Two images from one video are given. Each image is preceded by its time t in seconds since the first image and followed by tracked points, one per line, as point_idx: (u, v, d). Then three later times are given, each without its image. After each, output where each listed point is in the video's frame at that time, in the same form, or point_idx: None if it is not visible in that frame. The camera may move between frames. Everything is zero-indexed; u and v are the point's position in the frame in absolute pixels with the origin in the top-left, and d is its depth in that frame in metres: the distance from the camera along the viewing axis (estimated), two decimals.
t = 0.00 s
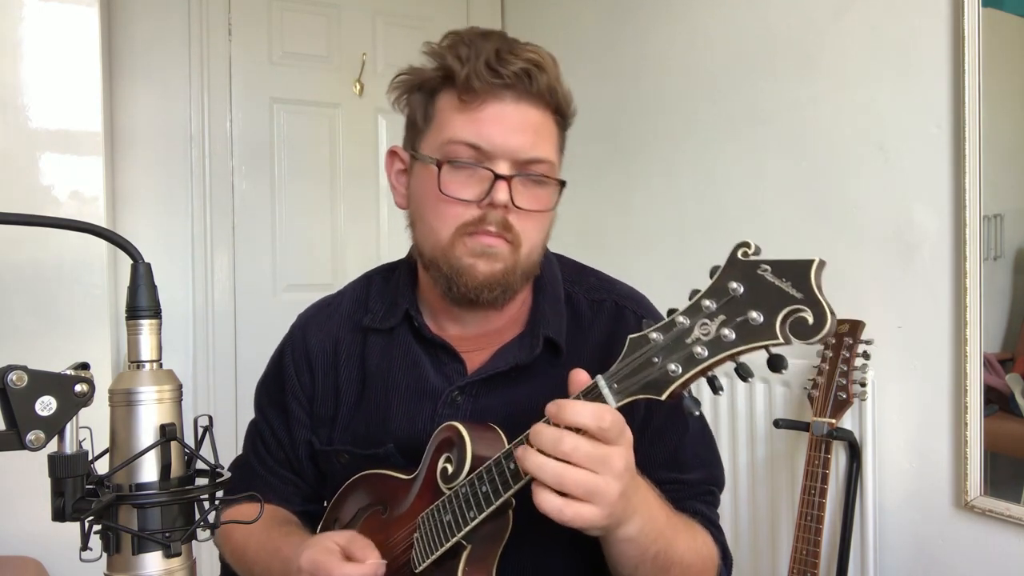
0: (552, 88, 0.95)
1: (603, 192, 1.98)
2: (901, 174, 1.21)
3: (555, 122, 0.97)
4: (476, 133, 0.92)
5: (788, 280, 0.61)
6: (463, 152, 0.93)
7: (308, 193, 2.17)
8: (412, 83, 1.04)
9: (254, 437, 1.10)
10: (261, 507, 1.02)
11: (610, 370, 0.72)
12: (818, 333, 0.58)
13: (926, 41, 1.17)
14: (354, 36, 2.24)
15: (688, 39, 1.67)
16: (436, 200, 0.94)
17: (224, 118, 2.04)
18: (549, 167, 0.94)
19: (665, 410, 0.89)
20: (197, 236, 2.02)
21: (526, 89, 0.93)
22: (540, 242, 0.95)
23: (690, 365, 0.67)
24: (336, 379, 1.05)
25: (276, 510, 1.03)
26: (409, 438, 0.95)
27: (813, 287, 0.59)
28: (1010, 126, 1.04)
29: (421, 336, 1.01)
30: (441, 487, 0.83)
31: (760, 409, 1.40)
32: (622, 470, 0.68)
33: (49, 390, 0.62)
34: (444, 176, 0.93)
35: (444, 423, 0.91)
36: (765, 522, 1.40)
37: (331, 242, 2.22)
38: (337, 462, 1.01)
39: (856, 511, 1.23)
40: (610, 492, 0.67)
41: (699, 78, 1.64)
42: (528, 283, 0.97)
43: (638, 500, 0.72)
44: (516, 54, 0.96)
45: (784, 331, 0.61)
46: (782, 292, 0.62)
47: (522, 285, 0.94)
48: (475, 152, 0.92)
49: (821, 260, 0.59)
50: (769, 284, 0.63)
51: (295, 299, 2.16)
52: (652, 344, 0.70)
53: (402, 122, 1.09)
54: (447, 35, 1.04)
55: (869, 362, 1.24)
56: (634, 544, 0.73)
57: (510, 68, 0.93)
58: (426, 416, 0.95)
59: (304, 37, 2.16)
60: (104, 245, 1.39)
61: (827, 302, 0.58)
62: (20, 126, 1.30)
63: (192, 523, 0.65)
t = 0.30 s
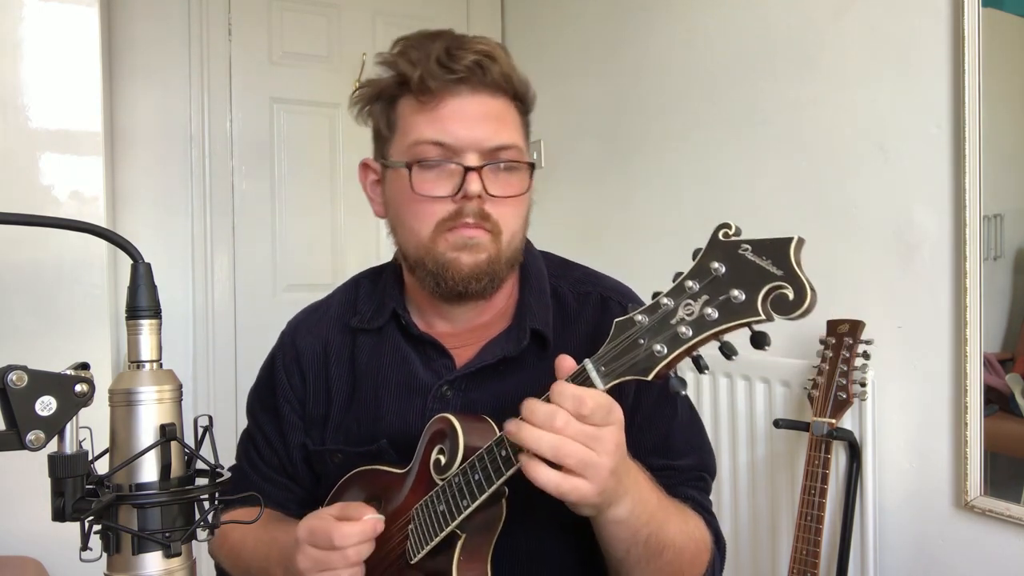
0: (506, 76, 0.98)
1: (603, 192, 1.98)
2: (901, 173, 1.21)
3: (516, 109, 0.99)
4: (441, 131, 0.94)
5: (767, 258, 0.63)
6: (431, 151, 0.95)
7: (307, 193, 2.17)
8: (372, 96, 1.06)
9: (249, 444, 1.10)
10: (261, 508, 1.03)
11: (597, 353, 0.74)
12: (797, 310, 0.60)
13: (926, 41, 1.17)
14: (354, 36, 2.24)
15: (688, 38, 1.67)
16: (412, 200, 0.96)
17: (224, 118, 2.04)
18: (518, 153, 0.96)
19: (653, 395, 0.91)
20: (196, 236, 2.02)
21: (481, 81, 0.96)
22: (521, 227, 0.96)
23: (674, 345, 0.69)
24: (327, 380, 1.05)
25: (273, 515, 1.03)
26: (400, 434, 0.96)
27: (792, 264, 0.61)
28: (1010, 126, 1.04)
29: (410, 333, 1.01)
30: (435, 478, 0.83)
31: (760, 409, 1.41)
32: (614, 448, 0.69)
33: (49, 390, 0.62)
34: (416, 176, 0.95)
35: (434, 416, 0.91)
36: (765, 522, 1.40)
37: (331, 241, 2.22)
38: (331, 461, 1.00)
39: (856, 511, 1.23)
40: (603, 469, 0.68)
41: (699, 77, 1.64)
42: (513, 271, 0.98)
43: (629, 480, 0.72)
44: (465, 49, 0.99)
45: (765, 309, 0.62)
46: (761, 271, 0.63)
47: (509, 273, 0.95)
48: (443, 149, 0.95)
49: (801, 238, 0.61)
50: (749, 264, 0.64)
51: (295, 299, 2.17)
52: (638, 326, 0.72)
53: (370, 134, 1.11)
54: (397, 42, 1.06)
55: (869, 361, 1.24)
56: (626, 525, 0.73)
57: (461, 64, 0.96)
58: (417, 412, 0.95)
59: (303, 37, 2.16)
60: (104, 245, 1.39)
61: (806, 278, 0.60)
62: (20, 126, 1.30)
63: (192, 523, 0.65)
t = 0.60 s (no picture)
0: (480, 77, 0.97)
1: (603, 191, 1.98)
2: (900, 172, 1.21)
3: (494, 108, 0.99)
4: (423, 145, 0.94)
5: (761, 250, 0.64)
6: (417, 166, 0.95)
7: (308, 193, 2.17)
8: (352, 113, 1.07)
9: (249, 445, 1.10)
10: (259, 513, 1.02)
11: (598, 346, 0.75)
12: (789, 299, 0.59)
13: (926, 40, 1.17)
14: (354, 37, 2.24)
15: (688, 38, 1.67)
16: (406, 217, 0.97)
17: (224, 118, 2.04)
18: (503, 153, 0.96)
19: (651, 389, 0.91)
20: (196, 236, 2.02)
21: (456, 88, 0.96)
22: (512, 226, 0.96)
23: (671, 335, 0.68)
24: (327, 379, 1.05)
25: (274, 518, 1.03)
26: (401, 432, 0.96)
27: (785, 254, 0.62)
28: (1010, 126, 1.04)
29: (410, 332, 1.02)
30: (435, 474, 0.83)
31: (760, 409, 1.41)
32: (610, 440, 0.68)
33: (49, 390, 0.62)
34: (406, 193, 0.96)
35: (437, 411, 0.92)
36: (765, 522, 1.40)
37: (331, 240, 2.22)
38: (332, 461, 1.01)
39: (855, 511, 1.23)
40: (598, 460, 0.68)
41: (699, 77, 1.64)
42: (510, 268, 0.98)
43: (631, 473, 0.72)
44: (437, 57, 0.98)
45: (759, 298, 0.62)
46: (754, 262, 0.64)
47: (507, 270, 0.96)
48: (427, 162, 0.95)
49: (793, 230, 0.62)
50: (743, 255, 0.65)
51: (295, 298, 2.17)
52: (636, 318, 0.72)
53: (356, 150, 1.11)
54: (369, 58, 1.06)
55: (869, 361, 1.25)
56: (628, 517, 0.73)
57: (433, 74, 0.96)
58: (418, 409, 0.95)
59: (303, 36, 2.16)
60: (103, 245, 1.39)
61: (798, 267, 0.60)
62: (20, 126, 1.30)
63: (192, 523, 0.65)
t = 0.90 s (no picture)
0: (490, 72, 0.99)
1: (603, 190, 1.98)
2: (900, 172, 1.21)
3: (501, 105, 1.00)
4: (430, 130, 0.96)
5: (760, 248, 0.63)
6: (422, 150, 0.96)
7: (308, 193, 2.17)
8: (363, 103, 1.08)
9: (253, 445, 1.10)
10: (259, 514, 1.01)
11: (598, 344, 0.74)
12: (788, 295, 0.60)
13: (926, 40, 1.17)
14: (354, 37, 2.24)
15: (688, 38, 1.67)
16: (407, 198, 0.97)
17: (224, 118, 2.04)
18: (507, 146, 0.98)
19: (653, 384, 0.91)
20: (196, 236, 2.02)
21: (466, 79, 0.98)
22: (515, 217, 0.97)
23: (671, 333, 0.68)
24: (331, 378, 1.05)
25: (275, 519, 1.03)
26: (404, 430, 0.96)
27: (784, 251, 0.61)
28: (1010, 126, 1.04)
29: (412, 329, 1.02)
30: (438, 472, 0.83)
31: (760, 409, 1.41)
32: (612, 437, 0.69)
33: (49, 390, 0.62)
34: (409, 175, 0.96)
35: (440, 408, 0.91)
36: (766, 521, 1.40)
37: (331, 240, 2.22)
38: (335, 460, 1.01)
39: (855, 511, 1.23)
40: (601, 457, 0.68)
41: (699, 76, 1.64)
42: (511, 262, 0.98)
43: (632, 468, 0.72)
44: (448, 49, 1.00)
45: (757, 295, 0.62)
46: (753, 259, 0.64)
47: (507, 263, 0.95)
48: (434, 147, 0.96)
49: (791, 228, 0.62)
50: (742, 253, 0.65)
51: (295, 298, 2.17)
52: (636, 317, 0.72)
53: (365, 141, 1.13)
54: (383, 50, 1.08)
55: (868, 361, 1.25)
56: (631, 512, 0.73)
57: (445, 64, 0.98)
58: (422, 407, 0.95)
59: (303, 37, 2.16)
60: (103, 245, 1.39)
61: (797, 264, 0.60)
62: (21, 126, 1.30)
63: (192, 523, 0.65)
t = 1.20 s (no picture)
0: (497, 69, 0.99)
1: (603, 190, 1.98)
2: (900, 172, 1.21)
3: (506, 103, 1.00)
4: (434, 122, 0.96)
5: (754, 243, 0.63)
6: (424, 140, 0.96)
7: (308, 193, 2.17)
8: (370, 96, 1.09)
9: (253, 443, 1.10)
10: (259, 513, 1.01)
11: (592, 340, 0.75)
12: (781, 291, 0.59)
13: (926, 40, 1.17)
14: (354, 37, 2.24)
15: (688, 38, 1.67)
16: (407, 186, 0.97)
17: (224, 118, 2.05)
18: (510, 142, 0.98)
19: (654, 385, 0.91)
20: (196, 237, 2.02)
21: (472, 74, 0.98)
22: (515, 213, 0.96)
23: (665, 328, 0.68)
24: (331, 377, 1.05)
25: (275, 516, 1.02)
26: (404, 430, 0.96)
27: (777, 246, 0.61)
28: (1010, 126, 1.04)
29: (412, 327, 1.02)
30: (434, 470, 0.83)
31: (760, 409, 1.41)
32: (610, 431, 0.69)
33: (48, 390, 0.62)
34: (411, 164, 0.97)
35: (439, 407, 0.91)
36: (765, 521, 1.40)
37: (331, 240, 2.22)
38: (335, 458, 1.00)
39: (855, 511, 1.23)
40: (601, 453, 0.68)
41: (699, 76, 1.64)
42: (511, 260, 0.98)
43: (629, 466, 0.72)
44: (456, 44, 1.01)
45: (751, 290, 0.62)
46: (747, 254, 0.63)
47: (506, 259, 0.95)
48: (437, 137, 0.96)
49: (784, 222, 0.62)
50: (736, 249, 0.64)
51: (295, 298, 2.17)
52: (630, 313, 0.72)
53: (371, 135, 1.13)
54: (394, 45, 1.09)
55: (868, 361, 1.25)
56: (630, 511, 0.73)
57: (451, 58, 0.98)
58: (422, 406, 0.95)
59: (303, 37, 2.16)
60: (104, 245, 1.39)
61: (790, 258, 0.60)
62: (20, 126, 1.30)
63: (192, 523, 0.65)
